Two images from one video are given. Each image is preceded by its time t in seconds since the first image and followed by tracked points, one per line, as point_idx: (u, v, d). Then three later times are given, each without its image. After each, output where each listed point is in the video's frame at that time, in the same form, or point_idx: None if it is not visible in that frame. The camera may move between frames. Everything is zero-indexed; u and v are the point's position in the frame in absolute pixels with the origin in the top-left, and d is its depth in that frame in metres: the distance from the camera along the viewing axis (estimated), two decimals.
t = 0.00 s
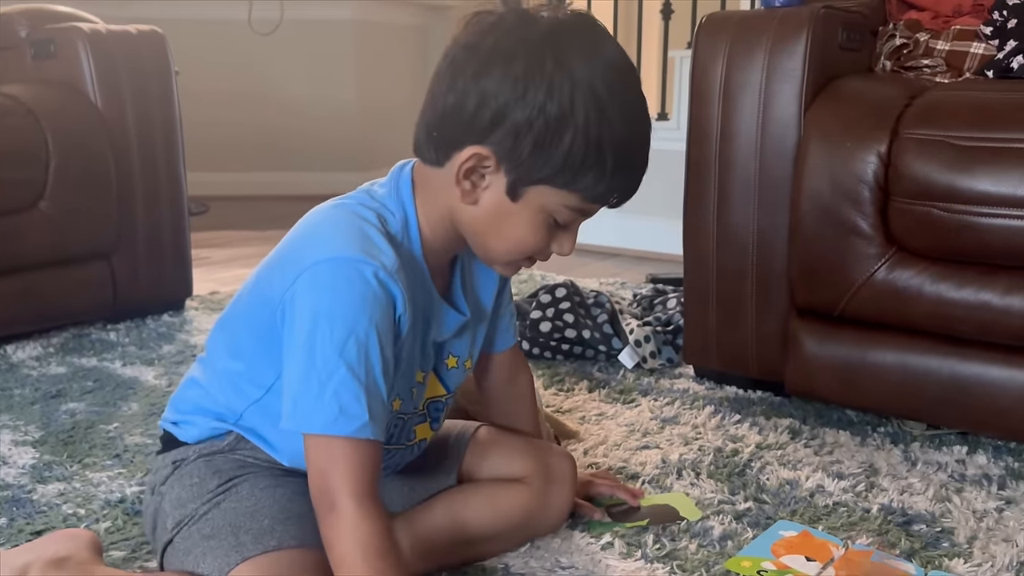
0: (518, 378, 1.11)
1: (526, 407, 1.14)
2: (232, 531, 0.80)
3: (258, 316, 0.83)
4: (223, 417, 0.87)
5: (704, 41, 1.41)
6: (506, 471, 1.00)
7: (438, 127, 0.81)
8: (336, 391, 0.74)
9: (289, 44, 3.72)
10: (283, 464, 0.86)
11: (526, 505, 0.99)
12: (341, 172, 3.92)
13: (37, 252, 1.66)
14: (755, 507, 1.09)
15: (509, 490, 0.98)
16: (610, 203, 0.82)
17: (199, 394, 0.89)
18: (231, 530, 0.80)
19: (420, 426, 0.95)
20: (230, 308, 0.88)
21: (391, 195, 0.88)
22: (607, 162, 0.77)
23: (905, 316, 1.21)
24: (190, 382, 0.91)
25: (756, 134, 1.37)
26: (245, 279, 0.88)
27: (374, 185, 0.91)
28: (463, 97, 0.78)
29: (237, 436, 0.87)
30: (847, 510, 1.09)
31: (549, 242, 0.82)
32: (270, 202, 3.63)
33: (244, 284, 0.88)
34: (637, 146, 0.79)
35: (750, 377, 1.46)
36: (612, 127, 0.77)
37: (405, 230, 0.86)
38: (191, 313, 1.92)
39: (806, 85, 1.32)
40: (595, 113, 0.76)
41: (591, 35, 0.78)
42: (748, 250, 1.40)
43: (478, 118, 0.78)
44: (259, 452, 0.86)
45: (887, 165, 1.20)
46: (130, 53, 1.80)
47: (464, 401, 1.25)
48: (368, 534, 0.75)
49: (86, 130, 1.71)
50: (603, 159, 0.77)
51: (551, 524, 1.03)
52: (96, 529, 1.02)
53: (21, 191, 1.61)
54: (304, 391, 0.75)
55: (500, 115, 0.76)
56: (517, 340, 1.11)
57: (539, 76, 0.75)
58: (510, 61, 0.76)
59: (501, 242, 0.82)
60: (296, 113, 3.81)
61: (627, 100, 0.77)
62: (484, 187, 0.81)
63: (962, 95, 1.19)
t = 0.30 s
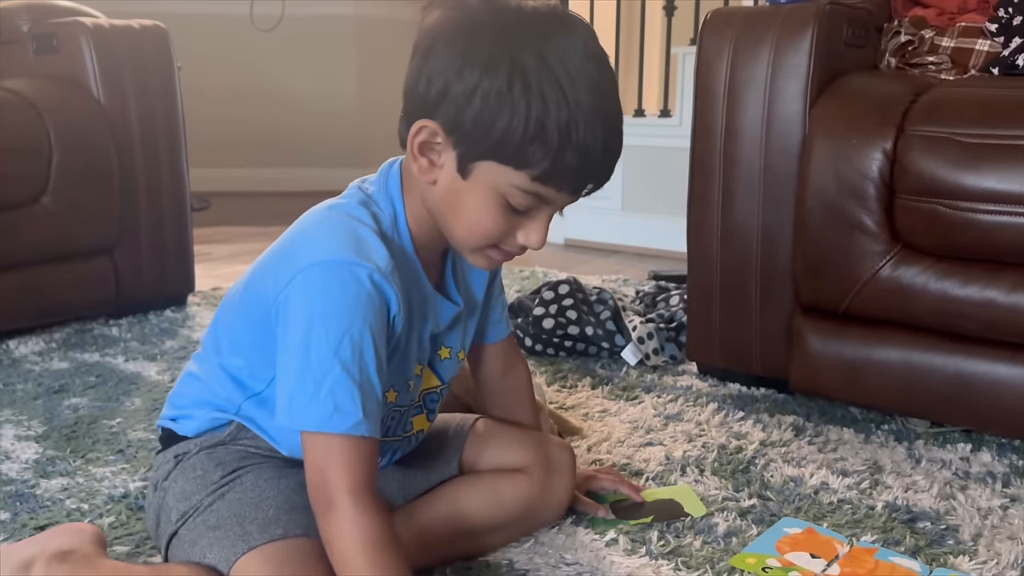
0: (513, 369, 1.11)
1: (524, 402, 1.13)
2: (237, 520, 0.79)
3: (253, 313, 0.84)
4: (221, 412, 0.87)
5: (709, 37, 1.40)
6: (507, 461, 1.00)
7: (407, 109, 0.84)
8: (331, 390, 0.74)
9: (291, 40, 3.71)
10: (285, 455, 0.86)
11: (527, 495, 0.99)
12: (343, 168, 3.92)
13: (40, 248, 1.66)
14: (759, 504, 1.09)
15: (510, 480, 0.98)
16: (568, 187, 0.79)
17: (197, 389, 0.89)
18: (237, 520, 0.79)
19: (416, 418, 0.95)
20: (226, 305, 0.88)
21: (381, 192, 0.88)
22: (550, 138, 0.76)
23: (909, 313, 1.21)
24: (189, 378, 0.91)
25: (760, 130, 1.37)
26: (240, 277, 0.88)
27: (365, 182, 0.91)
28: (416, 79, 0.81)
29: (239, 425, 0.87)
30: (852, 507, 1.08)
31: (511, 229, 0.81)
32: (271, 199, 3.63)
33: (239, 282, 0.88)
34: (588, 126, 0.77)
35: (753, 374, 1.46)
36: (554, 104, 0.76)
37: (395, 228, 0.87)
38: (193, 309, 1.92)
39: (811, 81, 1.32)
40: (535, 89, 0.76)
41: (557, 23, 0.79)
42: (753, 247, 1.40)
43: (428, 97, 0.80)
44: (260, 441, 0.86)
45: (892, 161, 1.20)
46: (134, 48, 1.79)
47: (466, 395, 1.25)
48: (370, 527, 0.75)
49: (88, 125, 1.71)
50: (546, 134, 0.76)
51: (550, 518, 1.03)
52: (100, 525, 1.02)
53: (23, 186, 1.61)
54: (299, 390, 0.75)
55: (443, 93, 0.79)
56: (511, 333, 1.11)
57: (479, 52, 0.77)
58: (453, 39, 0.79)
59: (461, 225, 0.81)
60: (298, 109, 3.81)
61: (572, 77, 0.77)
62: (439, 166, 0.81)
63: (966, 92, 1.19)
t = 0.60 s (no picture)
0: (520, 366, 1.12)
1: (531, 399, 1.14)
2: (247, 514, 0.80)
3: (254, 311, 0.85)
4: (223, 407, 0.89)
5: (716, 35, 1.41)
6: (517, 461, 1.00)
7: (409, 111, 0.84)
8: (321, 395, 0.75)
9: (297, 36, 3.72)
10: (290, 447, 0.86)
11: (535, 496, 0.98)
12: (347, 165, 3.93)
13: (49, 242, 1.67)
14: (763, 500, 1.10)
15: (517, 479, 0.98)
16: (569, 186, 0.80)
17: (202, 381, 0.90)
18: (246, 514, 0.80)
19: (418, 417, 0.97)
20: (229, 300, 0.89)
21: (381, 192, 0.89)
22: (549, 137, 0.77)
23: (914, 311, 1.22)
24: (193, 370, 0.92)
25: (767, 129, 1.37)
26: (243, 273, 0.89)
27: (366, 182, 0.92)
28: (417, 79, 0.82)
29: (243, 416, 0.88)
30: (856, 503, 1.09)
31: (513, 230, 0.81)
32: (276, 194, 3.64)
33: (241, 278, 0.89)
34: (588, 125, 0.77)
35: (758, 371, 1.47)
36: (554, 103, 0.77)
37: (395, 230, 0.87)
38: (200, 303, 1.93)
39: (818, 80, 1.32)
40: (535, 89, 0.77)
41: (557, 23, 0.79)
42: (758, 245, 1.41)
43: (428, 96, 0.81)
44: (264, 432, 0.87)
45: (898, 160, 1.21)
46: (142, 45, 1.80)
47: (472, 391, 1.25)
48: (365, 528, 0.75)
49: (96, 119, 1.71)
50: (546, 134, 0.77)
51: (560, 517, 1.03)
52: (110, 517, 1.03)
53: (32, 180, 1.62)
54: (291, 393, 0.76)
55: (443, 93, 0.79)
56: (515, 331, 1.12)
57: (479, 53, 0.78)
58: (452, 40, 0.79)
59: (463, 225, 0.82)
60: (303, 105, 3.81)
61: (571, 77, 0.77)
62: (441, 165, 0.82)
63: (973, 91, 1.20)
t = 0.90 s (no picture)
0: (525, 362, 1.13)
1: (534, 396, 1.14)
2: (251, 512, 0.80)
3: (261, 310, 0.85)
4: (229, 404, 0.89)
5: (721, 33, 1.41)
6: (520, 461, 1.00)
7: (424, 111, 0.84)
8: (325, 397, 0.75)
9: (303, 32, 3.72)
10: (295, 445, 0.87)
11: (539, 496, 0.99)
12: (352, 161, 3.93)
13: (54, 236, 1.67)
14: (766, 498, 1.10)
15: (520, 480, 0.98)
16: (586, 192, 0.80)
17: (207, 377, 0.91)
18: (250, 511, 0.80)
19: (425, 414, 0.97)
20: (237, 297, 0.89)
21: (393, 193, 0.89)
22: (571, 144, 0.77)
23: (917, 309, 1.22)
24: (199, 367, 0.93)
25: (771, 127, 1.37)
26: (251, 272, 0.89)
27: (378, 182, 0.92)
28: (436, 82, 0.81)
29: (249, 414, 0.88)
30: (858, 501, 1.09)
31: (529, 234, 0.82)
32: (281, 190, 3.64)
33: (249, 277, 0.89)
34: (609, 132, 0.78)
35: (761, 369, 1.47)
36: (577, 110, 0.77)
37: (404, 232, 0.87)
38: (204, 298, 1.94)
39: (823, 78, 1.32)
40: (558, 95, 0.77)
41: (578, 29, 0.80)
42: (762, 243, 1.41)
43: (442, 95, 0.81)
44: (269, 431, 0.87)
45: (902, 159, 1.21)
46: (148, 40, 1.80)
47: (476, 387, 1.26)
48: (365, 529, 0.75)
49: (102, 114, 1.72)
50: (567, 141, 0.77)
51: (563, 517, 1.03)
52: (114, 510, 1.03)
53: (38, 174, 1.62)
54: (295, 395, 0.76)
55: (463, 98, 0.79)
56: (522, 330, 1.12)
57: (500, 59, 0.78)
58: (475, 42, 0.79)
59: (479, 230, 0.82)
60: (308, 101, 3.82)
61: (592, 83, 0.77)
62: (458, 170, 0.82)
63: (978, 89, 1.20)
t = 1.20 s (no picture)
0: (539, 358, 1.12)
1: (548, 393, 1.14)
2: (269, 506, 0.81)
3: (278, 301, 0.85)
4: (246, 397, 0.89)
5: (735, 29, 1.40)
6: (534, 458, 1.00)
7: (432, 99, 0.84)
8: (344, 385, 0.76)
9: (312, 28, 3.72)
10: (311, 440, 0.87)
11: (552, 493, 0.99)
12: (362, 157, 3.93)
13: (67, 231, 1.68)
14: (778, 495, 1.10)
15: (535, 476, 0.98)
16: (593, 160, 0.80)
17: (224, 371, 0.91)
18: (268, 506, 0.81)
19: (441, 405, 0.97)
20: (253, 290, 0.89)
21: (406, 183, 0.89)
22: (571, 111, 0.77)
23: (931, 308, 1.21)
24: (215, 360, 0.93)
25: (785, 123, 1.37)
26: (267, 264, 0.90)
27: (390, 173, 0.92)
28: (436, 66, 0.82)
29: (265, 408, 0.88)
30: (871, 500, 1.09)
31: (541, 209, 0.82)
32: (291, 186, 3.64)
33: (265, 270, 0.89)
34: (610, 97, 0.78)
35: (773, 366, 1.46)
36: (575, 78, 0.77)
37: (419, 221, 0.87)
38: (216, 293, 1.94)
39: (837, 75, 1.32)
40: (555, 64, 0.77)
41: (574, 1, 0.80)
42: (775, 240, 1.40)
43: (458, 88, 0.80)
44: (286, 425, 0.87)
45: (917, 157, 1.20)
46: (161, 35, 1.81)
47: (488, 383, 1.26)
48: (384, 517, 0.76)
49: (114, 108, 1.72)
50: (567, 109, 0.77)
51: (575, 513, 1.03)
52: (129, 504, 1.04)
53: (51, 169, 1.63)
54: (313, 383, 0.76)
55: (463, 78, 0.80)
56: (534, 325, 1.12)
57: (495, 34, 0.78)
58: (469, 23, 0.80)
59: (488, 206, 0.82)
60: (317, 97, 3.82)
61: (590, 51, 0.77)
62: (464, 150, 0.82)
63: (993, 87, 1.19)
